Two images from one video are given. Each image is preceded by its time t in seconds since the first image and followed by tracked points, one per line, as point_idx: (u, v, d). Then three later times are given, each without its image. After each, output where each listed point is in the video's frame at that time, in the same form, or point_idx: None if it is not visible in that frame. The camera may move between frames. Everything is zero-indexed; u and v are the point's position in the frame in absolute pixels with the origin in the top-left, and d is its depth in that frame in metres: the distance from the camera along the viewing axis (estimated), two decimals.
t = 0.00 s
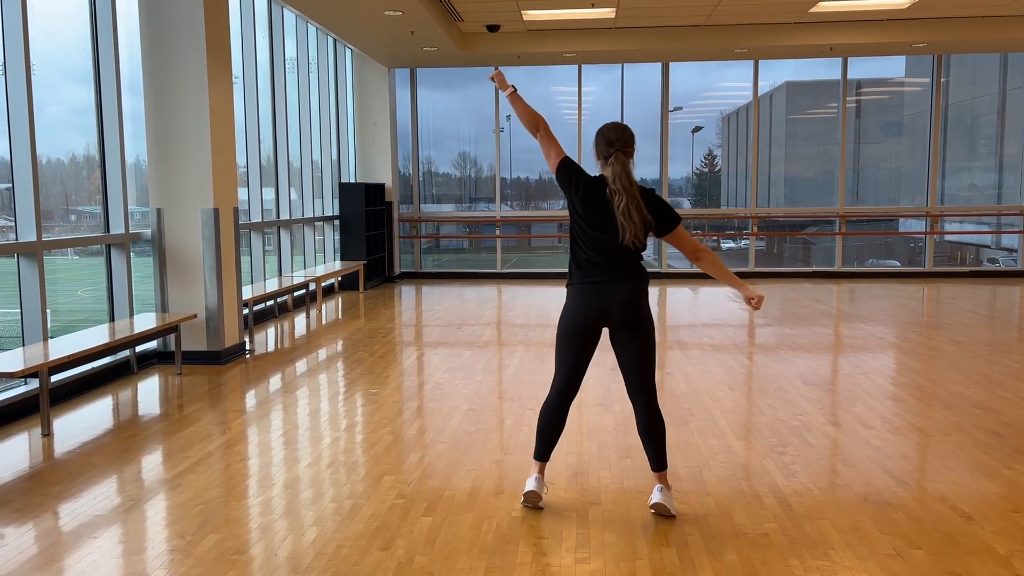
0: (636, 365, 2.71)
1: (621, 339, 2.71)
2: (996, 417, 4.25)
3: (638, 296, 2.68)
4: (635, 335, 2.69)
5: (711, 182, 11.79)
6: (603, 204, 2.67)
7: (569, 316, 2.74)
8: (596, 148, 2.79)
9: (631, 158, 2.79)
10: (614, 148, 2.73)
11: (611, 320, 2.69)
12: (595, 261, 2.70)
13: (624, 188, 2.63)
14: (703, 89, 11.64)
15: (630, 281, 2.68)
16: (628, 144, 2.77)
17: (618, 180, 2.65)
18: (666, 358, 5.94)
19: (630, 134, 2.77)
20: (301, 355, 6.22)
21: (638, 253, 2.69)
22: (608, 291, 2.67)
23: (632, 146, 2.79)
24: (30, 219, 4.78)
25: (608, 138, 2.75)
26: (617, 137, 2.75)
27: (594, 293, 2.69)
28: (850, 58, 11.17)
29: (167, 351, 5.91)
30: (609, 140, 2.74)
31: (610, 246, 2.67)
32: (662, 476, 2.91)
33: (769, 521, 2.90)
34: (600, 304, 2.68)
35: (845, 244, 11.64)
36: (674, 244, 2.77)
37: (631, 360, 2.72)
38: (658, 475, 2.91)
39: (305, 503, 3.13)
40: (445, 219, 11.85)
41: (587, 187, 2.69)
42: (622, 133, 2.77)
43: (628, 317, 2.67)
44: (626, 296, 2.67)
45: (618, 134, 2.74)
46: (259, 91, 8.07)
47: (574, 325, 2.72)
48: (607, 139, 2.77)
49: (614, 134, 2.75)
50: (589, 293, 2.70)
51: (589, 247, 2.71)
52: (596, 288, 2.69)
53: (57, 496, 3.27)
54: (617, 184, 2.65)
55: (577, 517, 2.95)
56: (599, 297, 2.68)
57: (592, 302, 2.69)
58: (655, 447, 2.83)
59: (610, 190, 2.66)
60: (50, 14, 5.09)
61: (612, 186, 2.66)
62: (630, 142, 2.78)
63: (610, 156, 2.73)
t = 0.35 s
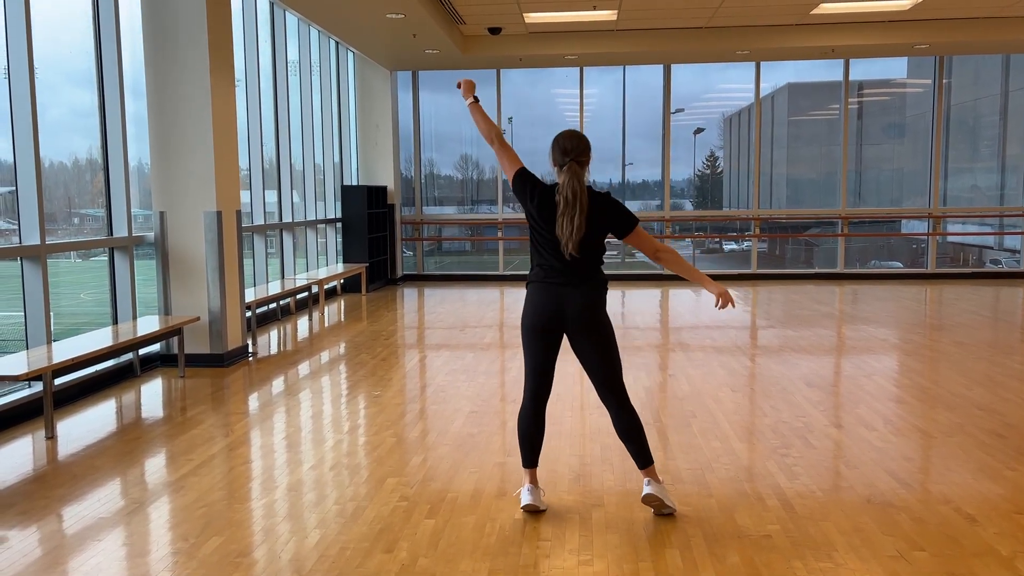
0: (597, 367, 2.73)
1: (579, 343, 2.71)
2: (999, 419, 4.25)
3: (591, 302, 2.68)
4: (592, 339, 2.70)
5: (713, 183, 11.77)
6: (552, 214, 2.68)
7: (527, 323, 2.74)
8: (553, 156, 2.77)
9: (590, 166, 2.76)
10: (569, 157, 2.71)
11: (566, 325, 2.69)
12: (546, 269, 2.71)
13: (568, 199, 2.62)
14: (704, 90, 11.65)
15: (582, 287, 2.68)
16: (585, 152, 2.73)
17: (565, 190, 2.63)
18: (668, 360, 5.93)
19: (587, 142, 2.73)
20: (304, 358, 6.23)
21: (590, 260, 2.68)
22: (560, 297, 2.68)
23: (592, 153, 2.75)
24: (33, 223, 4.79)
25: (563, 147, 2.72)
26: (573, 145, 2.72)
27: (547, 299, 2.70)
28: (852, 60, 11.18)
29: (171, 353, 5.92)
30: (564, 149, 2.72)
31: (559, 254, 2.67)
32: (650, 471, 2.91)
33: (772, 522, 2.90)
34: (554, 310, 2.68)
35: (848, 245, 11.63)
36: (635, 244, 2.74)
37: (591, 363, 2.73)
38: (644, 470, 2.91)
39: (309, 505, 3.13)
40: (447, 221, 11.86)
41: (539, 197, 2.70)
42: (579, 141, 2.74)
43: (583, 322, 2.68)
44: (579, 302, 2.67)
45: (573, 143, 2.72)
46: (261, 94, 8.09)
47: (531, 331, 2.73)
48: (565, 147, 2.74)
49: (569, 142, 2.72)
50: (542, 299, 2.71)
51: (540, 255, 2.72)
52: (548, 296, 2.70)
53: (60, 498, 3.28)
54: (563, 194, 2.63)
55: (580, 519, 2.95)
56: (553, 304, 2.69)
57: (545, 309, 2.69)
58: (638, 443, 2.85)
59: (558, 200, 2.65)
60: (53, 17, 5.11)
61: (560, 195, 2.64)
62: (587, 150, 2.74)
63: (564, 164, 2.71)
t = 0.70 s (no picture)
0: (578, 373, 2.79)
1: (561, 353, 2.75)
2: (1004, 421, 4.23)
3: (574, 311, 2.72)
4: (574, 347, 2.74)
5: (717, 185, 11.78)
6: (531, 224, 2.70)
7: (512, 334, 2.74)
8: (534, 165, 2.79)
9: (569, 175, 2.79)
10: (550, 167, 2.73)
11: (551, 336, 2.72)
12: (527, 278, 2.73)
13: (548, 208, 2.66)
14: (708, 93, 11.66)
15: (566, 297, 2.71)
16: (565, 161, 2.76)
17: (544, 199, 2.67)
18: (673, 362, 5.92)
19: (567, 152, 2.76)
20: (308, 361, 6.25)
21: (570, 270, 2.72)
22: (544, 308, 2.70)
23: (571, 162, 2.78)
24: (39, 227, 4.81)
25: (543, 157, 2.74)
26: (553, 155, 2.74)
27: (530, 310, 2.71)
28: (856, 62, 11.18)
29: (175, 357, 5.94)
30: (545, 159, 2.74)
31: (540, 264, 2.70)
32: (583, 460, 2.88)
33: (777, 525, 2.89)
34: (538, 321, 2.70)
35: (852, 247, 11.61)
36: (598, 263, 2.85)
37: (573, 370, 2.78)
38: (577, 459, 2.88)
39: (314, 508, 3.14)
40: (450, 224, 11.87)
41: (518, 210, 2.73)
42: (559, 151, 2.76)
43: (566, 332, 2.71)
44: (563, 312, 2.70)
45: (554, 152, 2.74)
46: (265, 98, 8.11)
47: (515, 342, 2.74)
48: (544, 157, 2.76)
49: (549, 152, 2.74)
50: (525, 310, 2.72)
51: (520, 265, 2.74)
52: (531, 306, 2.71)
53: (67, 502, 3.29)
54: (542, 202, 2.67)
55: (585, 522, 2.95)
56: (537, 315, 2.70)
57: (529, 320, 2.70)
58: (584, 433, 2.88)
59: (537, 209, 2.69)
60: (58, 23, 5.13)
61: (539, 205, 2.68)
62: (567, 160, 2.77)
63: (544, 174, 2.74)
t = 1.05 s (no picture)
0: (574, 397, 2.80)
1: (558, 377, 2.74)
2: (1008, 423, 4.22)
3: (570, 338, 2.72)
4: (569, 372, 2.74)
5: (720, 187, 11.78)
6: (527, 250, 2.70)
7: (509, 359, 2.73)
8: (528, 192, 2.81)
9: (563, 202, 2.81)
10: (545, 193, 2.75)
11: (547, 363, 2.70)
12: (524, 305, 2.72)
13: (545, 234, 2.66)
14: (710, 95, 11.66)
15: (562, 323, 2.71)
16: (559, 188, 2.78)
17: (542, 226, 2.67)
18: (676, 364, 5.92)
19: (561, 179, 2.79)
20: (311, 364, 6.26)
21: (566, 296, 2.73)
22: (541, 334, 2.69)
23: (565, 189, 2.81)
24: (43, 231, 4.83)
25: (537, 183, 2.76)
26: (547, 181, 2.77)
27: (526, 335, 2.70)
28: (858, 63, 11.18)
29: (179, 360, 5.95)
30: (539, 186, 2.76)
31: (536, 290, 2.70)
32: (558, 469, 2.91)
33: (780, 527, 2.89)
34: (534, 347, 2.69)
35: (855, 248, 11.59)
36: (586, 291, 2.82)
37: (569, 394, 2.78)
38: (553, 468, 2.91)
39: (317, 511, 3.14)
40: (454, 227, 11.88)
41: (515, 238, 2.73)
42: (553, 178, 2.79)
43: (563, 357, 2.71)
44: (559, 337, 2.70)
45: (548, 179, 2.76)
46: (268, 102, 8.13)
47: (511, 366, 2.73)
48: (538, 184, 2.79)
49: (544, 179, 2.77)
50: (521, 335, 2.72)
51: (517, 292, 2.73)
52: (528, 332, 2.70)
53: (71, 505, 3.30)
54: (539, 229, 2.68)
55: (588, 524, 2.95)
56: (533, 340, 2.69)
57: (526, 346, 2.69)
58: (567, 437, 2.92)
59: (534, 236, 2.69)
60: (62, 27, 5.16)
61: (536, 232, 2.68)
62: (561, 187, 2.80)
63: (540, 201, 2.75)
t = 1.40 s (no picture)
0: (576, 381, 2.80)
1: (560, 361, 2.76)
2: (1011, 423, 4.21)
3: (570, 321, 2.72)
4: (570, 356, 2.75)
5: (722, 188, 11.76)
6: (525, 235, 2.71)
7: (510, 346, 2.75)
8: (527, 175, 2.80)
9: (562, 184, 2.80)
10: (543, 176, 2.74)
11: (548, 347, 2.72)
12: (524, 292, 2.73)
13: (543, 218, 2.66)
14: (712, 95, 11.65)
15: (562, 307, 2.71)
16: (558, 171, 2.77)
17: (539, 211, 2.67)
18: (679, 365, 5.91)
19: (560, 161, 2.77)
20: (314, 365, 6.26)
21: (566, 279, 2.73)
22: (540, 319, 2.70)
23: (564, 171, 2.79)
24: (46, 234, 4.84)
25: (536, 166, 2.75)
26: (545, 164, 2.75)
27: (527, 321, 2.71)
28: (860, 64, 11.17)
29: (182, 362, 5.96)
30: (538, 169, 2.75)
31: (535, 275, 2.70)
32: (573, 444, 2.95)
33: (783, 528, 2.88)
34: (535, 332, 2.71)
35: (858, 249, 11.57)
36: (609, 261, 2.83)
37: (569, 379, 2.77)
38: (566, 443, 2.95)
39: (319, 513, 3.14)
40: (456, 228, 11.89)
41: (514, 223, 2.73)
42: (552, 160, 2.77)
43: (563, 341, 2.72)
44: (559, 322, 2.70)
45: (546, 161, 2.74)
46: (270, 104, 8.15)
47: (513, 353, 2.74)
48: (537, 167, 2.78)
49: (542, 162, 2.75)
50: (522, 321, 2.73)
51: (516, 278, 2.75)
52: (528, 318, 2.71)
53: (75, 507, 3.30)
54: (537, 214, 2.67)
55: (591, 525, 2.95)
56: (534, 326, 2.70)
57: (527, 332, 2.71)
58: (574, 424, 2.93)
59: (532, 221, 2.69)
60: (64, 31, 5.17)
61: (534, 216, 2.68)
62: (560, 170, 2.78)
63: (538, 184, 2.74)
